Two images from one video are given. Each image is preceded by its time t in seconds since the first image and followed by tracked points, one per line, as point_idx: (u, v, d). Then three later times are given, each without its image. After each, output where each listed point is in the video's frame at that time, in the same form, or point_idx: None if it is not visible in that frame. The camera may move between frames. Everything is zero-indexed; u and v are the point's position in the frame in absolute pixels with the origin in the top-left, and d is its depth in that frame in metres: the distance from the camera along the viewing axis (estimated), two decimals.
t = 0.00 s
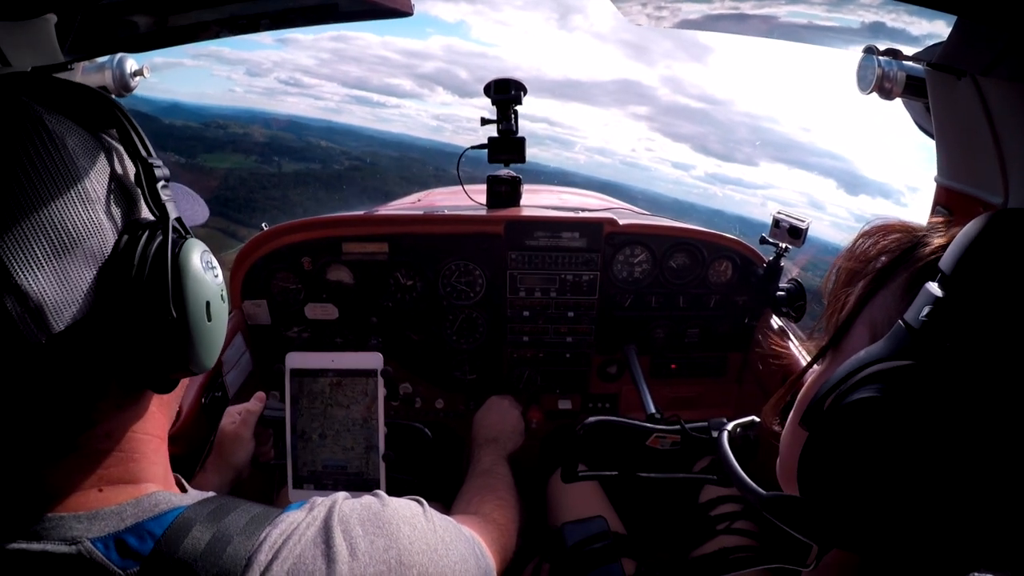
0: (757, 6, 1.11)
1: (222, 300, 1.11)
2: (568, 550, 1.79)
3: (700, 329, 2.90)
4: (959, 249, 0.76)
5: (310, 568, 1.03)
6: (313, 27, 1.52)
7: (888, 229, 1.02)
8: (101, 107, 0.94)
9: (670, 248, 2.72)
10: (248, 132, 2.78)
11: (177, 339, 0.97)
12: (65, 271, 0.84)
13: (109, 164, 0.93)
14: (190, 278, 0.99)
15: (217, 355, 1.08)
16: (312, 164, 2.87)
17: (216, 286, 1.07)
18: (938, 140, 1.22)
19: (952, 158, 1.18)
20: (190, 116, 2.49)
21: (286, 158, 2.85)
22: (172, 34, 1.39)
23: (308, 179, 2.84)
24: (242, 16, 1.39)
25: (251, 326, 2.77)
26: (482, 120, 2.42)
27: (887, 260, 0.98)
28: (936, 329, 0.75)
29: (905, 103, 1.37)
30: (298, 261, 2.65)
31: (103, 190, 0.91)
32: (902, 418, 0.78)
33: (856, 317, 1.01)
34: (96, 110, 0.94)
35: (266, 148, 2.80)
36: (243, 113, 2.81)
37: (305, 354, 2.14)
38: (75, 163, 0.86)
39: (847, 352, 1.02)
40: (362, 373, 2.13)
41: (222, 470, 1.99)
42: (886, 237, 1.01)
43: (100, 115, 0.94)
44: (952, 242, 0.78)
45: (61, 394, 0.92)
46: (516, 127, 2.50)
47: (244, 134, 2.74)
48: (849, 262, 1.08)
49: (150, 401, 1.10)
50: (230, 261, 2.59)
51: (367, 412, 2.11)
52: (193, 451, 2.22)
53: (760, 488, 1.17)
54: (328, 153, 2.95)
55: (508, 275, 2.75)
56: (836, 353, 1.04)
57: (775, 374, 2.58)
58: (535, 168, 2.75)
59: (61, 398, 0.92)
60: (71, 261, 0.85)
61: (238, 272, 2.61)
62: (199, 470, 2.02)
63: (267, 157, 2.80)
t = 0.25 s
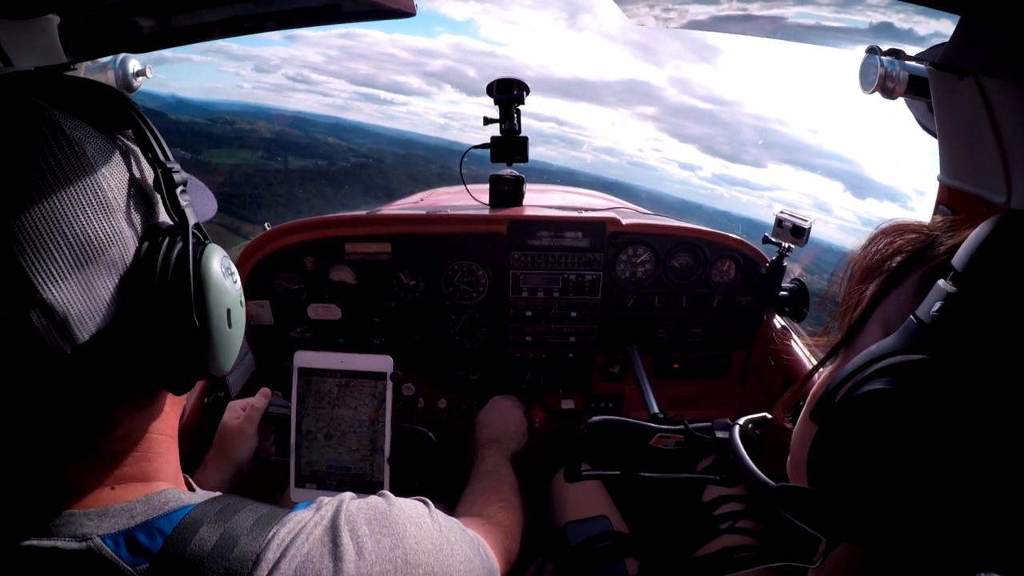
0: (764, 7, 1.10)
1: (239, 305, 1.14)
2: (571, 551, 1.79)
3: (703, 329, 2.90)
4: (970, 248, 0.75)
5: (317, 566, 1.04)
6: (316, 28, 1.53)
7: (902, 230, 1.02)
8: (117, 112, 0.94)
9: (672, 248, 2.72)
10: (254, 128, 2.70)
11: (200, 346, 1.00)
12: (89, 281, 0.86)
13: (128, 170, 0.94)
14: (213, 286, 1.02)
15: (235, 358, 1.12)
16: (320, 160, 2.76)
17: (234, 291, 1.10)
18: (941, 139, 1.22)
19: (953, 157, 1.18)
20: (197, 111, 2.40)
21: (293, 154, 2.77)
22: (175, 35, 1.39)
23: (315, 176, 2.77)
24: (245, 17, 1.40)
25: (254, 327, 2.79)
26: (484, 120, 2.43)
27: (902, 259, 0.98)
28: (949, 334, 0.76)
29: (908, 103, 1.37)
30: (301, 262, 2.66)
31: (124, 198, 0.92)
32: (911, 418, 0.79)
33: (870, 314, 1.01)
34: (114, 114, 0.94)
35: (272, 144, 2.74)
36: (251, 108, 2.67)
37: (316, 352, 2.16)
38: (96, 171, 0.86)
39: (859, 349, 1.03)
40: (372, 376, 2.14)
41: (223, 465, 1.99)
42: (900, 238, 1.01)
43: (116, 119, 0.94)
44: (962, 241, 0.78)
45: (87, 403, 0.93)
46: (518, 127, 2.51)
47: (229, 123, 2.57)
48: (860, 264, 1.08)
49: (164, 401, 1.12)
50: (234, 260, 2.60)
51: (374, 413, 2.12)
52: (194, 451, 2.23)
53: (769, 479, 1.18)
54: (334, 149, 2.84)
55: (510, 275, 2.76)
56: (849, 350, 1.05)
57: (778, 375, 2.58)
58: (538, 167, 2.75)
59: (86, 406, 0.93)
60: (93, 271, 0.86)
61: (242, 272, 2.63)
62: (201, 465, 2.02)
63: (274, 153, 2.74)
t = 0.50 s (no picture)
0: (771, 5, 1.13)
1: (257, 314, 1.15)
2: (572, 550, 1.79)
3: (703, 328, 2.90)
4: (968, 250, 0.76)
5: (319, 566, 1.04)
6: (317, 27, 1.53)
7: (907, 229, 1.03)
8: (141, 122, 0.93)
9: (673, 247, 2.71)
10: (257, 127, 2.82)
11: (224, 354, 1.04)
12: (117, 294, 0.86)
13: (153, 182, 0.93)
14: (234, 298, 1.04)
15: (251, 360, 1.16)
16: (323, 160, 2.78)
17: (253, 302, 1.11)
18: (942, 139, 1.21)
19: (953, 156, 1.18)
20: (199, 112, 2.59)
21: (297, 154, 2.79)
22: (176, 34, 1.39)
23: (317, 174, 2.75)
24: (247, 15, 1.40)
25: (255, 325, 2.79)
26: (485, 119, 2.43)
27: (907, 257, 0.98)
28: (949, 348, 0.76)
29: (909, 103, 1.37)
30: (302, 260, 2.66)
31: (149, 209, 0.91)
32: (907, 418, 0.79)
33: (872, 313, 1.01)
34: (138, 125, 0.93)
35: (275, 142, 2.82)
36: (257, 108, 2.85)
37: (321, 349, 2.18)
38: (123, 184, 0.86)
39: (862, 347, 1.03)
40: (380, 378, 2.16)
41: (222, 454, 1.99)
42: (906, 237, 1.02)
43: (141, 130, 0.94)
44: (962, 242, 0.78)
45: (110, 409, 0.94)
46: (519, 126, 2.51)
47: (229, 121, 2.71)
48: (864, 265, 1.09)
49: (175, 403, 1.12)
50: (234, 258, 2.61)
51: (378, 414, 2.12)
52: (195, 449, 2.24)
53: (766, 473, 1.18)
54: (339, 148, 2.88)
55: (511, 274, 2.76)
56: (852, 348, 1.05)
57: (778, 374, 2.58)
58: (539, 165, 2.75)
59: (109, 412, 0.94)
60: (123, 284, 0.87)
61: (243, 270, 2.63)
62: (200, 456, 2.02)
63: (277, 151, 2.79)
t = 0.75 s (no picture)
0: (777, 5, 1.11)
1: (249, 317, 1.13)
2: (571, 550, 1.79)
3: (702, 327, 2.90)
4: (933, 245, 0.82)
5: (318, 566, 1.04)
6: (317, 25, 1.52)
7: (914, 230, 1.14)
8: (138, 122, 0.95)
9: (673, 246, 2.71)
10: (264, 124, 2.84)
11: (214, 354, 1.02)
12: (100, 294, 0.84)
13: (141, 179, 0.92)
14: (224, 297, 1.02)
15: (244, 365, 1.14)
16: (329, 158, 2.91)
17: (243, 303, 1.09)
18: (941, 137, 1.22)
19: (953, 154, 1.19)
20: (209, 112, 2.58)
21: (303, 154, 2.90)
22: (176, 33, 1.39)
23: (321, 174, 2.89)
24: (247, 14, 1.40)
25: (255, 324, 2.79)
26: (485, 118, 2.43)
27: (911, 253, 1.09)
28: (915, 338, 0.79)
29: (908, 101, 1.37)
30: (301, 260, 2.66)
31: (136, 207, 0.90)
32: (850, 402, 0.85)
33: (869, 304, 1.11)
34: (130, 125, 0.94)
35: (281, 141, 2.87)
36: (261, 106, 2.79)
37: (321, 349, 2.17)
38: (108, 182, 0.85)
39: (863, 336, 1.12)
40: (379, 377, 2.16)
41: (223, 454, 1.99)
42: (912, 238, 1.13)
43: (135, 129, 0.95)
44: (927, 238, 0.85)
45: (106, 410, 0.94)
46: (519, 125, 2.50)
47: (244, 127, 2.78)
48: (881, 261, 1.24)
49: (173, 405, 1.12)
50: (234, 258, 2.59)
51: (378, 414, 2.12)
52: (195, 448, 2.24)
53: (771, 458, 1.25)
54: (345, 147, 2.98)
55: (511, 273, 2.76)
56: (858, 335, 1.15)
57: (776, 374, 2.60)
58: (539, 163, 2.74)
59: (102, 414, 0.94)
60: (106, 282, 0.85)
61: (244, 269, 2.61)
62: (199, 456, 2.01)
63: (283, 151, 2.87)
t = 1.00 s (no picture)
0: (782, 4, 1.14)
1: (227, 330, 1.02)
2: (569, 549, 1.78)
3: (701, 326, 2.90)
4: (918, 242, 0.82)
5: (313, 569, 1.03)
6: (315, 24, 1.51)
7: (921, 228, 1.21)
8: (118, 118, 0.92)
9: (671, 245, 2.70)
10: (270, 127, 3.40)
11: (174, 367, 0.93)
12: (54, 301, 0.84)
13: (107, 182, 0.89)
14: (190, 306, 0.94)
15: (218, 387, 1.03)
16: (332, 158, 3.28)
17: (216, 317, 0.99)
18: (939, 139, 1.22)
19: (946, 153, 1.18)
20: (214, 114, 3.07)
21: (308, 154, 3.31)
22: (173, 32, 1.37)
23: (326, 174, 3.23)
24: (244, 14, 1.39)
25: (252, 324, 2.78)
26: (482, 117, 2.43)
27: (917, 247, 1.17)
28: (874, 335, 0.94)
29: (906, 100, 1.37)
30: (299, 259, 2.65)
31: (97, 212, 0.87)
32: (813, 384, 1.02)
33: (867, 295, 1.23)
34: (105, 122, 0.91)
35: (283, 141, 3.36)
36: (263, 108, 3.33)
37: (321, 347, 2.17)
38: (62, 186, 0.83)
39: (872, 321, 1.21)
40: (379, 377, 2.16)
41: (221, 453, 1.98)
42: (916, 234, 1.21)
43: (109, 126, 0.91)
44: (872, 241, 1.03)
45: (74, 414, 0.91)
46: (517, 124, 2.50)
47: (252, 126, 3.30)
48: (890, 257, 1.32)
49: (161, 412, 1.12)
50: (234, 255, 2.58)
51: (378, 414, 2.12)
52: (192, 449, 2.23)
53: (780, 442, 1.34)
54: (347, 148, 3.31)
55: (509, 272, 2.75)
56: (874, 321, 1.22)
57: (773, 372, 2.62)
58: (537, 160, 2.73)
59: (76, 419, 0.92)
60: (61, 289, 0.84)
61: (242, 269, 2.61)
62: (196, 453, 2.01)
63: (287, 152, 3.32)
